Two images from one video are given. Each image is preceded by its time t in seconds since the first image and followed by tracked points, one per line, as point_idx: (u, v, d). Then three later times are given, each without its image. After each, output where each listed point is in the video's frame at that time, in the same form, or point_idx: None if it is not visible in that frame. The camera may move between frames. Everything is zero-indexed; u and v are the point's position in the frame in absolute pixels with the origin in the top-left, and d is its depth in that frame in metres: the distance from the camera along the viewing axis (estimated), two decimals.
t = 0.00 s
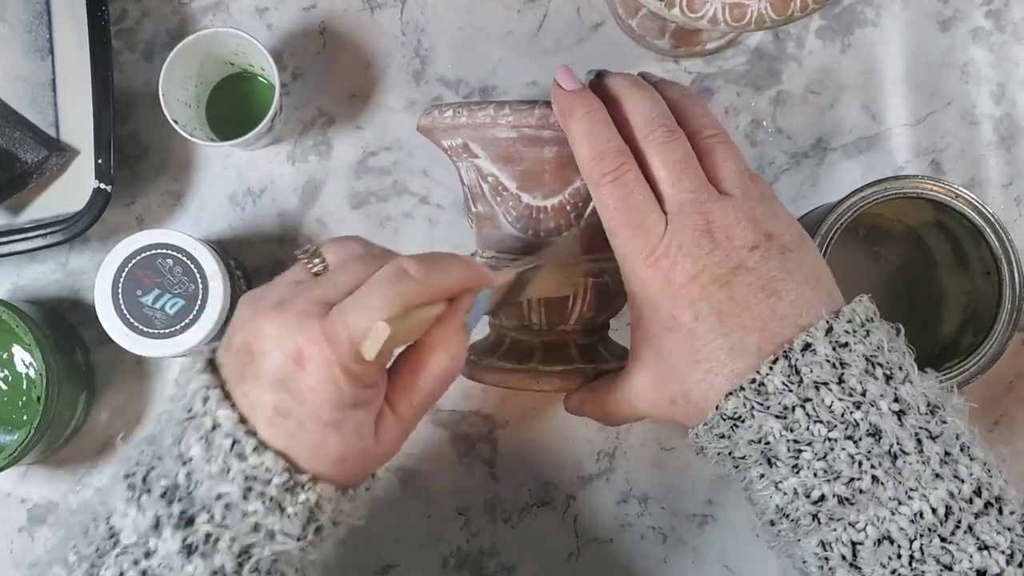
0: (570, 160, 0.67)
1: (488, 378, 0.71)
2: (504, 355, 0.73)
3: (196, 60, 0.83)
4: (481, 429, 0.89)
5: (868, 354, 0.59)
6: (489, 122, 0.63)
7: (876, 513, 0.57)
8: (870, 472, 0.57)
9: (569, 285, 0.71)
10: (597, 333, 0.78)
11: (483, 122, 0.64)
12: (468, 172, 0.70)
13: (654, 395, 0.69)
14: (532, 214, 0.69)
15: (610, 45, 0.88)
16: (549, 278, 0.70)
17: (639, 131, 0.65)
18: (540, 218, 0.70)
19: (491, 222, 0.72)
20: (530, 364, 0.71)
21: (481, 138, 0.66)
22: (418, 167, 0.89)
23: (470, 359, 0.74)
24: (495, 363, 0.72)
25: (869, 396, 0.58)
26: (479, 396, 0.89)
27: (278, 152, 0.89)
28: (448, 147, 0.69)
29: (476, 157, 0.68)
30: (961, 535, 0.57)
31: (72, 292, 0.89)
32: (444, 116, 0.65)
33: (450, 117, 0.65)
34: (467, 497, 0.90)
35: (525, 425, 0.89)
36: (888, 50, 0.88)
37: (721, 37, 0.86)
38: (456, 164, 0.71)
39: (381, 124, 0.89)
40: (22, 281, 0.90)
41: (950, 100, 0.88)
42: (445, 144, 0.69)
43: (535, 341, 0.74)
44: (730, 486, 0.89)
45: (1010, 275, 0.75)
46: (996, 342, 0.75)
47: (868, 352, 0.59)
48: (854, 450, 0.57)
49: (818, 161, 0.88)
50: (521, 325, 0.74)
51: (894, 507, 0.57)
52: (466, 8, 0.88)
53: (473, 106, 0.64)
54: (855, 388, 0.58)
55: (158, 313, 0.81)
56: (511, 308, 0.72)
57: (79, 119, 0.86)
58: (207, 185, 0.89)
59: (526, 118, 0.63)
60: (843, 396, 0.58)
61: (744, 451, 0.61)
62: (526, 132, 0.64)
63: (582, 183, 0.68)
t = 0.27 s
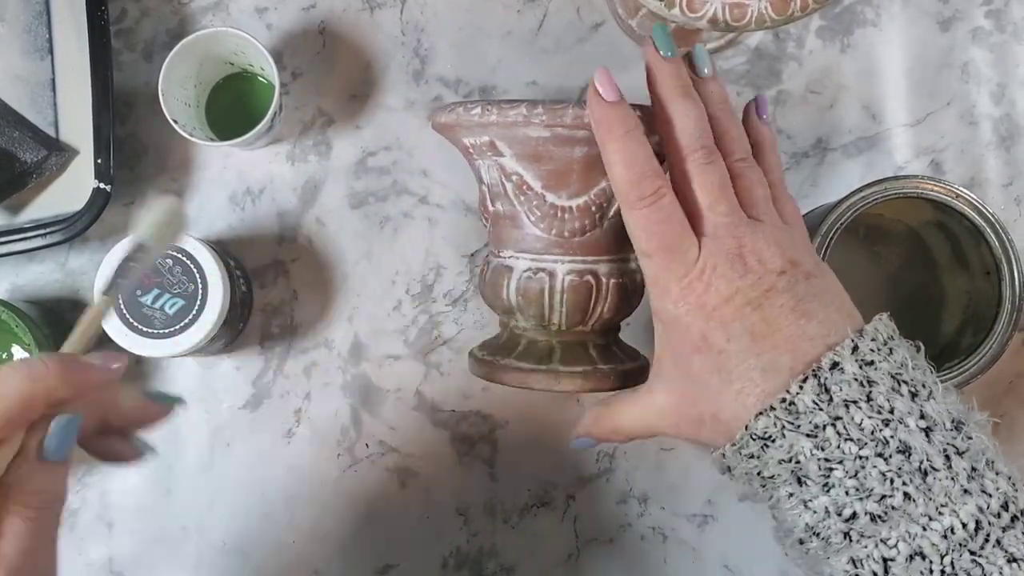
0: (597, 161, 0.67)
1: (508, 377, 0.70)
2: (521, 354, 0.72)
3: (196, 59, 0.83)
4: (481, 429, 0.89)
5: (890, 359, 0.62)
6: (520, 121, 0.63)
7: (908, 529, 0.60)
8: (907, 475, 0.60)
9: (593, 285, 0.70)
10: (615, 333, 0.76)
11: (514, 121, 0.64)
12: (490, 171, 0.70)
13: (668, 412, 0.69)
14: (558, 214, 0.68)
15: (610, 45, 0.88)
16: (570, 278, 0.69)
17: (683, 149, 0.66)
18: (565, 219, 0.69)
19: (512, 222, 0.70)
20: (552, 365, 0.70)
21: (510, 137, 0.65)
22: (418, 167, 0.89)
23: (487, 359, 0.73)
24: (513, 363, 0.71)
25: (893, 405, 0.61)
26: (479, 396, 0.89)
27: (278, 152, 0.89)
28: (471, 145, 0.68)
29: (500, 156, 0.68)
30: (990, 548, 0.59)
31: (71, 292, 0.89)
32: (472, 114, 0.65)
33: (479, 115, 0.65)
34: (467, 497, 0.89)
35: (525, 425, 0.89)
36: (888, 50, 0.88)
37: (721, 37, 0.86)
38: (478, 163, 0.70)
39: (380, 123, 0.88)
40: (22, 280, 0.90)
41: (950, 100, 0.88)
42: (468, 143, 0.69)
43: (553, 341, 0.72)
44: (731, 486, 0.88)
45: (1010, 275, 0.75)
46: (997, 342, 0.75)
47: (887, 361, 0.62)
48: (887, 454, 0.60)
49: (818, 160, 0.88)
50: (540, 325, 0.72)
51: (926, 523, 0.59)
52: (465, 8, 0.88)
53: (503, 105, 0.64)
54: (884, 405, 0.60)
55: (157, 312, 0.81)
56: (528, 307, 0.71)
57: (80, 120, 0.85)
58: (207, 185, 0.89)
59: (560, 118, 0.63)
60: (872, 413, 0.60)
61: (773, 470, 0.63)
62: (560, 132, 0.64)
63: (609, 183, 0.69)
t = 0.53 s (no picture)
0: (621, 162, 0.65)
1: (520, 378, 0.70)
2: (533, 355, 0.71)
3: (197, 60, 0.83)
4: (480, 430, 0.89)
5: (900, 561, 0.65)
6: (546, 121, 0.62)
7: None
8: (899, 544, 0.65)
9: (608, 287, 0.69)
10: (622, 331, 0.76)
11: (540, 121, 0.62)
12: (509, 170, 0.68)
13: (661, 484, 0.67)
14: (577, 215, 0.67)
15: (610, 45, 0.88)
16: (588, 280, 0.69)
17: (689, 247, 0.64)
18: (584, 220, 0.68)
19: (529, 223, 0.69)
20: (566, 367, 0.70)
21: (533, 136, 0.64)
22: (418, 166, 0.89)
23: (498, 360, 0.72)
24: (526, 366, 0.70)
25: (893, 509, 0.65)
26: (479, 397, 0.89)
27: (278, 152, 0.89)
28: (490, 144, 0.67)
29: (521, 155, 0.66)
30: None
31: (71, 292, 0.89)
32: (494, 113, 0.64)
33: (501, 114, 0.63)
34: (466, 497, 0.89)
35: (525, 425, 0.89)
36: (888, 50, 0.88)
37: (721, 37, 0.86)
38: (497, 163, 0.69)
39: (380, 124, 0.88)
40: (21, 281, 0.90)
41: (950, 100, 0.88)
42: (487, 143, 0.67)
43: (567, 342, 0.72)
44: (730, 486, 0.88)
45: (1010, 275, 0.74)
46: (996, 343, 0.74)
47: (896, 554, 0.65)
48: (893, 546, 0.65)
49: (818, 161, 0.88)
50: (552, 326, 0.71)
51: None
52: (465, 8, 0.88)
53: (528, 104, 0.63)
54: (882, 505, 0.65)
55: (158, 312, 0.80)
56: (546, 308, 0.70)
57: (80, 120, 0.85)
58: (207, 185, 0.89)
59: (588, 119, 0.62)
60: (872, 513, 0.65)
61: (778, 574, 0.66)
62: (587, 133, 0.63)
63: (629, 185, 0.67)
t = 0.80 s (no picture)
0: (657, 164, 0.64)
1: (547, 380, 0.70)
2: (557, 356, 0.71)
3: (199, 58, 0.82)
4: (480, 430, 0.89)
5: None
6: (591, 122, 0.61)
7: None
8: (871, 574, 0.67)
9: (636, 290, 0.68)
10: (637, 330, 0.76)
11: (585, 122, 0.61)
12: (541, 170, 0.67)
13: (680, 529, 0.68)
14: (609, 216, 0.66)
15: (610, 45, 0.88)
16: (616, 282, 0.68)
17: (684, 409, 0.64)
18: (616, 221, 0.66)
19: (556, 223, 0.68)
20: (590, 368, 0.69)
21: (573, 138, 0.63)
22: (418, 166, 0.88)
23: (521, 361, 0.71)
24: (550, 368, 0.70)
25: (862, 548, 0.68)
26: (479, 397, 0.89)
27: (277, 152, 0.89)
28: (524, 144, 0.65)
29: (558, 156, 0.65)
30: None
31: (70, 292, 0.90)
32: (535, 114, 0.62)
33: (542, 114, 0.62)
34: (466, 497, 0.89)
35: (525, 425, 0.89)
36: (888, 51, 0.88)
37: (721, 37, 0.86)
38: (529, 163, 0.67)
39: (380, 124, 0.88)
40: (22, 280, 0.90)
41: (950, 100, 0.88)
42: (519, 142, 0.66)
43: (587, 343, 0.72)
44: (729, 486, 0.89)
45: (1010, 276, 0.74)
46: (996, 343, 0.74)
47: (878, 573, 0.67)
48: None
49: (818, 161, 0.88)
50: (577, 327, 0.71)
51: None
52: (465, 8, 0.88)
53: (571, 105, 0.61)
54: None
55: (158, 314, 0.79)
56: (572, 310, 0.69)
57: (79, 120, 0.85)
58: (207, 185, 0.89)
59: (634, 122, 0.60)
60: None
61: None
62: (631, 136, 0.61)
63: (662, 188, 0.66)
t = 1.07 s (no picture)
0: (648, 164, 0.64)
1: (540, 380, 0.69)
2: (552, 356, 0.70)
3: (166, 59, 0.81)
4: (480, 430, 0.89)
5: None
6: (580, 122, 0.61)
7: None
8: None
9: (629, 289, 0.68)
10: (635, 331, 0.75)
11: (574, 122, 0.61)
12: (533, 170, 0.67)
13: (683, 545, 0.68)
14: (601, 216, 0.66)
15: (610, 45, 0.88)
16: (609, 281, 0.67)
17: (706, 415, 0.63)
18: (608, 221, 0.66)
19: (549, 224, 0.68)
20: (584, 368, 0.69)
21: (564, 137, 0.63)
22: (417, 166, 0.88)
23: (515, 361, 0.70)
24: (545, 368, 0.69)
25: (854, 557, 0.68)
26: (479, 397, 0.89)
27: (278, 152, 0.89)
28: (516, 144, 0.65)
29: (549, 156, 0.65)
30: None
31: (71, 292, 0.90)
32: (526, 114, 0.62)
33: (533, 114, 0.62)
34: (465, 497, 0.89)
35: (525, 425, 0.89)
36: (888, 51, 0.88)
37: (720, 37, 0.86)
38: (522, 163, 0.67)
39: (380, 124, 0.88)
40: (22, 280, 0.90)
41: (950, 100, 0.88)
42: (511, 142, 0.66)
43: (583, 343, 0.71)
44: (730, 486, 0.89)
45: (1010, 276, 0.74)
46: (996, 343, 0.74)
47: None
48: None
49: (818, 161, 0.88)
50: (571, 327, 0.70)
51: None
52: (465, 8, 0.88)
53: (562, 105, 0.61)
54: None
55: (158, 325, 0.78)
56: (565, 310, 0.69)
57: (79, 119, 0.85)
58: (206, 185, 0.89)
59: (622, 121, 0.60)
60: None
61: None
62: (620, 135, 0.61)
63: (654, 188, 0.66)
